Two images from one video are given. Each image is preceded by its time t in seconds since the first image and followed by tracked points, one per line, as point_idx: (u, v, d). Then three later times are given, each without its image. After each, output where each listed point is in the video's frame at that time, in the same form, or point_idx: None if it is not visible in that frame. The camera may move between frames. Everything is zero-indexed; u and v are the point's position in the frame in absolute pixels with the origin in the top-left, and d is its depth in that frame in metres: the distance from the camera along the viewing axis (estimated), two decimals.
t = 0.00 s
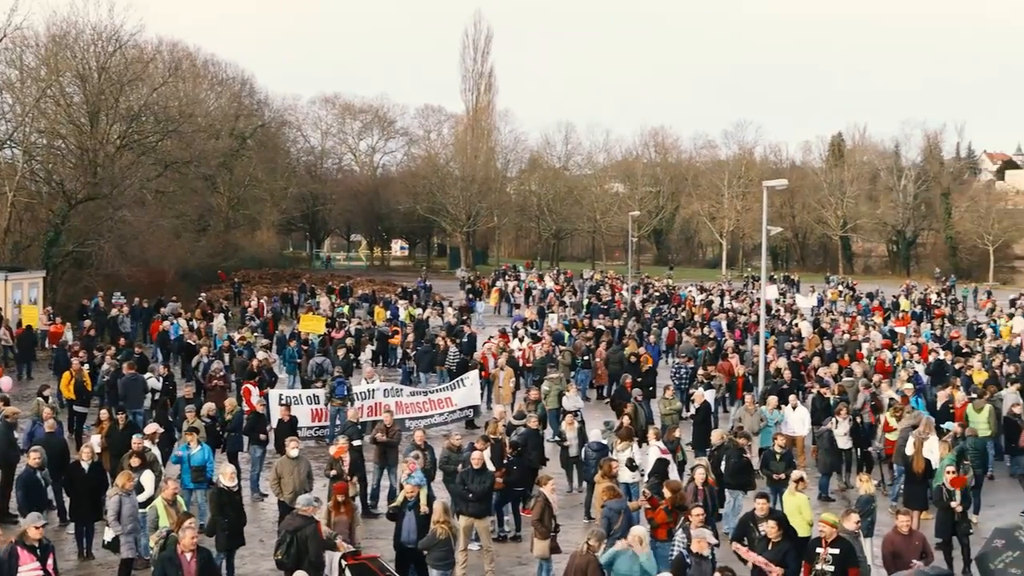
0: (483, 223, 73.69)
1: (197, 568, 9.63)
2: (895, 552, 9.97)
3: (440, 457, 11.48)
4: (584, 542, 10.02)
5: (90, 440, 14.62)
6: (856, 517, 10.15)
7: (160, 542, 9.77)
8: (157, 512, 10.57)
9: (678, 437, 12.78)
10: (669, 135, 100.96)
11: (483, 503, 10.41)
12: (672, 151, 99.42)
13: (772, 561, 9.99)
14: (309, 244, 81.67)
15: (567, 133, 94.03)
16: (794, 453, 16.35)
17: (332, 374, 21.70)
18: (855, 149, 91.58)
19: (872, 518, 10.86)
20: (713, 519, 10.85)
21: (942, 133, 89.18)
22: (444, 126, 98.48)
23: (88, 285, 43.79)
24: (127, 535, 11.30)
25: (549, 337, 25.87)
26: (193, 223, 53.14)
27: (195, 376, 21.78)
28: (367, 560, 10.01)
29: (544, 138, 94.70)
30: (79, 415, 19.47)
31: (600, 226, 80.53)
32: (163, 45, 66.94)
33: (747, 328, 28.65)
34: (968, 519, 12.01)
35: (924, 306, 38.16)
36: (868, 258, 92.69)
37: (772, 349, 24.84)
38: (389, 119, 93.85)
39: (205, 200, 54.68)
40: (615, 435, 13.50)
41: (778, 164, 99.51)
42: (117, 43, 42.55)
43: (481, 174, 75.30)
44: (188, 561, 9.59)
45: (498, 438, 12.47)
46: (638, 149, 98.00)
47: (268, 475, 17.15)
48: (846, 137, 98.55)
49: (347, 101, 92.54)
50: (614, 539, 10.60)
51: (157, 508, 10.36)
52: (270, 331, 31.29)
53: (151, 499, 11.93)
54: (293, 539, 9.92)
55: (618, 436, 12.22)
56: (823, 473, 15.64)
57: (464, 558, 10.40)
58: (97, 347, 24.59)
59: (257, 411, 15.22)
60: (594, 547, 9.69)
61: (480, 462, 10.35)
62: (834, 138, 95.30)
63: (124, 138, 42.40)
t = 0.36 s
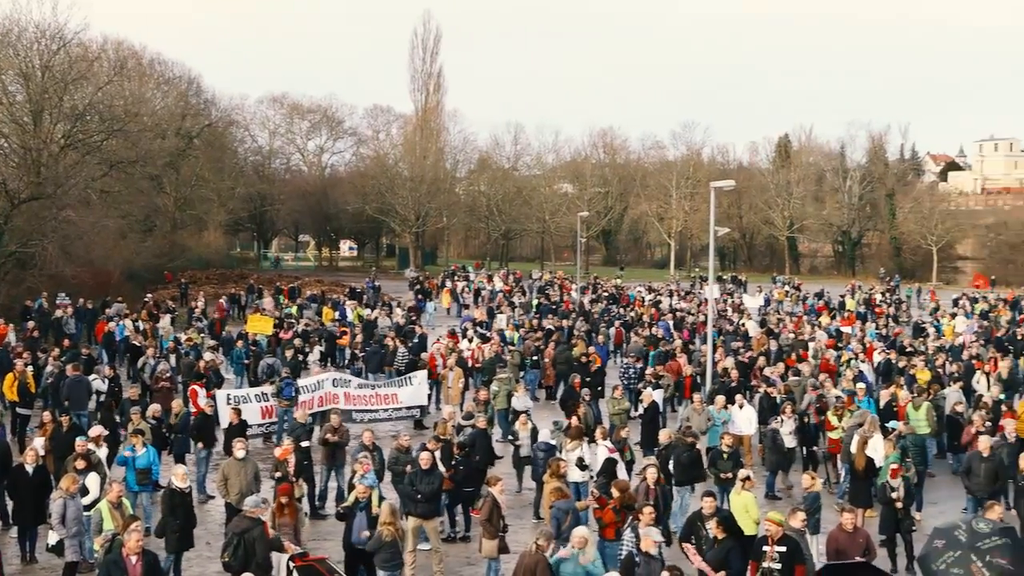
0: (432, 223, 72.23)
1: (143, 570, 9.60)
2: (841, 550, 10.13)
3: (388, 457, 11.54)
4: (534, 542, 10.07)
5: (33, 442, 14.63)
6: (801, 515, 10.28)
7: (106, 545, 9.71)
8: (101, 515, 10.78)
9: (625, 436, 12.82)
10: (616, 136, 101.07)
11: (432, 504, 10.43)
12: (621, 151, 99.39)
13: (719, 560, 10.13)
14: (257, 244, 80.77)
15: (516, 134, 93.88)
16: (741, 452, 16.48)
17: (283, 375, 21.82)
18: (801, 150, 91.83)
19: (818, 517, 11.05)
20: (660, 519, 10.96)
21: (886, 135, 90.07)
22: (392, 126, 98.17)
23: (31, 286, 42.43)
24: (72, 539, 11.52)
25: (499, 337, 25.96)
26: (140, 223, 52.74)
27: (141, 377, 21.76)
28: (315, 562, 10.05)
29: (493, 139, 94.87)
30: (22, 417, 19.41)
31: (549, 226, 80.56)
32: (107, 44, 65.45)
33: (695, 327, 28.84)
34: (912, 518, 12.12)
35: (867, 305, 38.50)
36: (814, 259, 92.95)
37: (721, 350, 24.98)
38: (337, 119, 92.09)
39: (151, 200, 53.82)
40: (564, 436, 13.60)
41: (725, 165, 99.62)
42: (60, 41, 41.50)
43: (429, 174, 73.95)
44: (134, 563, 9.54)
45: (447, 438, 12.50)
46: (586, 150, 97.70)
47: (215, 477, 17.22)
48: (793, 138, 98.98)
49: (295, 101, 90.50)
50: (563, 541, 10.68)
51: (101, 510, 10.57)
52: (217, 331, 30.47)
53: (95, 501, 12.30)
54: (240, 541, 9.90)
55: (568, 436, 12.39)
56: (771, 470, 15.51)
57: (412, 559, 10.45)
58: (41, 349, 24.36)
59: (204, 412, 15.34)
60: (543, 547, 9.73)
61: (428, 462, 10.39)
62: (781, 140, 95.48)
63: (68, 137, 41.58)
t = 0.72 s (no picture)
0: (373, 222, 73.00)
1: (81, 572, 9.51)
2: (781, 548, 10.24)
3: (330, 457, 11.53)
4: (476, 541, 10.09)
5: None
6: (742, 512, 10.39)
7: (44, 549, 9.66)
8: (38, 517, 10.78)
9: (568, 435, 12.92)
10: (558, 136, 101.25)
11: (374, 504, 10.48)
12: (563, 151, 99.48)
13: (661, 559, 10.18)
14: (198, 243, 80.13)
15: (458, 134, 93.83)
16: (682, 448, 16.57)
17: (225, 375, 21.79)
18: (741, 150, 92.65)
19: (757, 514, 11.24)
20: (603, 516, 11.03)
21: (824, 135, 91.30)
22: (334, 125, 96.74)
23: None
24: (8, 541, 11.62)
25: (441, 336, 25.98)
26: (77, 222, 51.34)
27: (79, 378, 21.76)
28: (256, 563, 9.91)
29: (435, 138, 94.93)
30: None
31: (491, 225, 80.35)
32: (43, 40, 64.07)
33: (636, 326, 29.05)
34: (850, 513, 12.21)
35: (804, 303, 38.82)
36: (754, 258, 93.75)
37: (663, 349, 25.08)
38: (279, 118, 90.63)
39: (90, 199, 53.00)
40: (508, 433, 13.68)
41: (666, 165, 99.89)
42: None
43: (371, 173, 74.31)
44: (72, 565, 9.46)
45: (390, 438, 12.36)
46: (528, 149, 97.89)
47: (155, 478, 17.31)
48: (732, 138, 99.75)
49: (235, 99, 88.87)
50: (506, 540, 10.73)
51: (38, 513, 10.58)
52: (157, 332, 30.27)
53: (32, 503, 12.32)
54: (180, 543, 9.92)
55: (512, 435, 12.49)
56: (710, 468, 15.62)
57: (354, 559, 10.48)
58: None
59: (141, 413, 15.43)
60: (486, 547, 9.71)
61: (371, 463, 10.43)
62: (721, 140, 96.08)
63: (3, 135, 40.06)
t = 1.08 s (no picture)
0: (317, 223, 73.26)
1: None
2: (724, 546, 10.32)
3: (273, 459, 11.58)
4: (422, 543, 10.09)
5: None
6: (686, 511, 10.46)
7: None
8: None
9: (514, 437, 13.06)
10: (504, 136, 101.37)
11: (319, 505, 10.58)
12: (508, 152, 99.74)
13: (604, 557, 10.24)
14: (140, 244, 79.54)
15: (402, 134, 93.81)
16: (627, 449, 16.58)
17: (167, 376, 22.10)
18: (684, 150, 93.40)
19: (705, 513, 11.35)
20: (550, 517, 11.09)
21: (766, 136, 92.43)
22: (277, 126, 95.81)
23: None
24: None
25: (388, 337, 25.92)
26: (15, 222, 48.86)
27: (21, 382, 21.77)
28: (200, 567, 9.90)
29: (380, 139, 95.19)
30: None
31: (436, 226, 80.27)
32: None
33: (583, 326, 29.26)
34: (792, 512, 12.38)
35: (746, 304, 39.16)
36: (698, 258, 94.27)
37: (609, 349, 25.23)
38: (222, 117, 89.16)
39: (29, 199, 51.14)
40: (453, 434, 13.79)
41: (611, 166, 100.33)
42: None
43: (316, 173, 74.17)
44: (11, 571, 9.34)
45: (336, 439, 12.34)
46: (473, 149, 98.23)
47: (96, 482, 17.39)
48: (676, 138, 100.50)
49: (177, 99, 87.64)
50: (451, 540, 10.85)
51: None
52: (99, 333, 30.24)
53: None
54: (122, 547, 9.84)
55: (460, 437, 12.64)
56: (653, 468, 15.79)
57: (299, 561, 10.61)
58: None
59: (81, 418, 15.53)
60: (431, 547, 9.76)
61: (316, 465, 10.56)
62: (665, 141, 96.84)
63: None
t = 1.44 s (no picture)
0: (270, 222, 72.78)
1: None
2: (677, 544, 10.40)
3: (226, 459, 11.58)
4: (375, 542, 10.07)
5: None
6: (639, 509, 10.51)
7: None
8: None
9: (468, 436, 13.12)
10: (457, 135, 101.17)
11: (273, 506, 10.75)
12: (462, 151, 99.61)
13: (558, 555, 10.30)
14: (89, 243, 78.41)
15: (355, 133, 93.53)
16: (581, 448, 16.54)
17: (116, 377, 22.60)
18: (637, 150, 93.56)
19: (657, 512, 11.47)
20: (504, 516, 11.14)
21: (718, 136, 92.97)
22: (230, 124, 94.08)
23: None
24: None
25: (341, 337, 25.79)
26: None
27: None
28: (152, 568, 9.98)
29: (333, 138, 94.96)
30: None
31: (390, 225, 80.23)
32: None
33: (537, 325, 29.42)
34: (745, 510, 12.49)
35: (700, 303, 39.24)
36: (651, 258, 94.45)
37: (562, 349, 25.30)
38: (173, 116, 87.71)
39: None
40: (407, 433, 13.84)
41: (564, 165, 100.57)
42: None
43: (268, 172, 73.85)
44: None
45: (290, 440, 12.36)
46: (427, 149, 98.15)
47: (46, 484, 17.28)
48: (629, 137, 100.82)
49: (128, 97, 86.14)
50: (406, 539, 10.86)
51: None
52: (47, 334, 29.92)
53: None
54: (72, 548, 9.84)
55: (415, 437, 12.72)
56: (606, 467, 15.81)
57: (252, 561, 10.73)
58: None
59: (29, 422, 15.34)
60: (384, 548, 9.76)
61: (268, 465, 10.71)
62: (618, 140, 97.05)
63: None
